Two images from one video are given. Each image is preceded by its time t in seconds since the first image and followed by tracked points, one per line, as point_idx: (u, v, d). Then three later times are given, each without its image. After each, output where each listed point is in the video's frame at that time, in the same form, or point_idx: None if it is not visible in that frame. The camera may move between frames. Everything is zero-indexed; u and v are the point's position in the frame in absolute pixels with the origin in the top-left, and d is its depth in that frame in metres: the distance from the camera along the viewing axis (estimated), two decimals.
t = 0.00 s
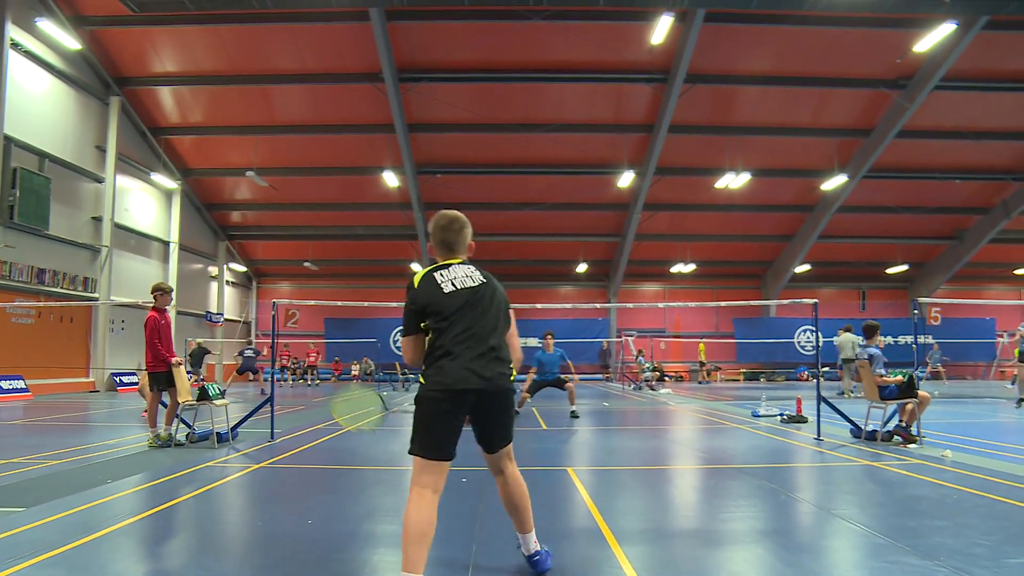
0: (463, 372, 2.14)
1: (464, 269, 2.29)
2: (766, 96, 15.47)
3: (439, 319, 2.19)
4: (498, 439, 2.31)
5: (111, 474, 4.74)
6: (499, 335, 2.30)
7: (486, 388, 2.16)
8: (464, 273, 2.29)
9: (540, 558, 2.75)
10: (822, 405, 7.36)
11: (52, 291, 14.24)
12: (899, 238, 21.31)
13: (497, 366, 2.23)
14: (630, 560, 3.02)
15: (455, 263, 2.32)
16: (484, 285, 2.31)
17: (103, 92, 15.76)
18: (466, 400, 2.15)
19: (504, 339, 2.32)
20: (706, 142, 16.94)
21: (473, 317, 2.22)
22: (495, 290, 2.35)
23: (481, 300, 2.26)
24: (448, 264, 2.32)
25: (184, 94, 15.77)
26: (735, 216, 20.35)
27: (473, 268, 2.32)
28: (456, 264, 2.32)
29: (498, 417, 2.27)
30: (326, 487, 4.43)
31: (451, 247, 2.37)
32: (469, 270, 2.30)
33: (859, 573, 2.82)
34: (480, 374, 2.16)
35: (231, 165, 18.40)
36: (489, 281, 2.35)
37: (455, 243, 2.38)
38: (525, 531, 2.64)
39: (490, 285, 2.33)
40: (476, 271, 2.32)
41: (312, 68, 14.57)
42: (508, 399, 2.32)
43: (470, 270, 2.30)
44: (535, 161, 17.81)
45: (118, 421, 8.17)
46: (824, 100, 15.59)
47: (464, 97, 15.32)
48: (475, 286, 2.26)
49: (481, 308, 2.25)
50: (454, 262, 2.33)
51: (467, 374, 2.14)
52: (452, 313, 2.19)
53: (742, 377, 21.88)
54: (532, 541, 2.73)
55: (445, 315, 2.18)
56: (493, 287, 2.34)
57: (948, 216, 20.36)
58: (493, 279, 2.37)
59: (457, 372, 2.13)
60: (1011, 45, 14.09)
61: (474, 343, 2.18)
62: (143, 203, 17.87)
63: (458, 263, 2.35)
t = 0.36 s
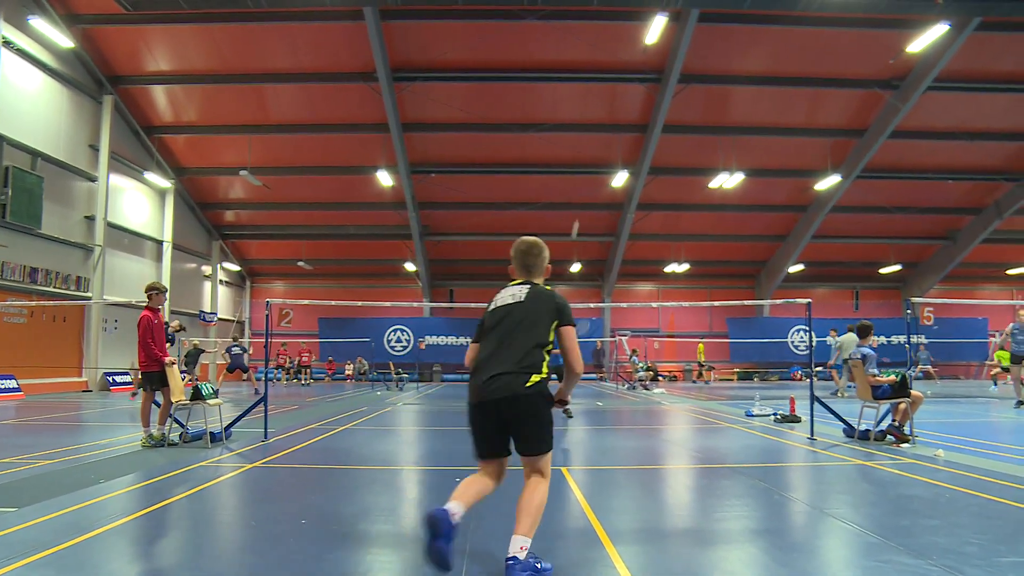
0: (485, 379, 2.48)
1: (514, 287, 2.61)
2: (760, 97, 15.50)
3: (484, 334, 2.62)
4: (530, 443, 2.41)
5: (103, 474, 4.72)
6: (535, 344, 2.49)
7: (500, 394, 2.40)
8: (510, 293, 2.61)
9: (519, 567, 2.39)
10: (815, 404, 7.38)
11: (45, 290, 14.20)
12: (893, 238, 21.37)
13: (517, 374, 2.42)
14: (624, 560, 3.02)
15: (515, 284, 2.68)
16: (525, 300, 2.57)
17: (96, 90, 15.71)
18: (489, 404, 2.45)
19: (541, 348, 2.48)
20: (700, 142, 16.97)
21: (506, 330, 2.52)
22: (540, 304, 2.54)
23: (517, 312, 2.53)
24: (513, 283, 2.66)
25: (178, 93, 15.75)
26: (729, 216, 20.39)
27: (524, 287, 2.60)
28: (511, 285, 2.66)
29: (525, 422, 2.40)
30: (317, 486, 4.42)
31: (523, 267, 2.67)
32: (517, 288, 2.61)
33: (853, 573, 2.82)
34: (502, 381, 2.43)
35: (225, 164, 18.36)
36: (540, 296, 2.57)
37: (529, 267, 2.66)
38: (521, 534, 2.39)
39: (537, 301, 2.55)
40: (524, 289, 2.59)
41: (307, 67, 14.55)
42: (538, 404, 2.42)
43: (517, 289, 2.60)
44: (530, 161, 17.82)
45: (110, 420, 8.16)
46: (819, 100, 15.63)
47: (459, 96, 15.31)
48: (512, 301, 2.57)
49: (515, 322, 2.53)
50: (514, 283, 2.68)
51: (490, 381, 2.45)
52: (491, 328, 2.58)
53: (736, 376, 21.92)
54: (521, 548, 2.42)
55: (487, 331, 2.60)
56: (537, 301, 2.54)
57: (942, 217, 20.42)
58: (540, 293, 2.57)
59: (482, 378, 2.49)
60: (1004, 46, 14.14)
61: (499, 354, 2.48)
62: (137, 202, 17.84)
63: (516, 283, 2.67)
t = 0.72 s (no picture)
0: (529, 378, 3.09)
1: (544, 295, 3.19)
2: (754, 97, 15.53)
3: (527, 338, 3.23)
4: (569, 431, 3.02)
5: (96, 474, 4.71)
6: (562, 346, 3.06)
7: (531, 389, 3.02)
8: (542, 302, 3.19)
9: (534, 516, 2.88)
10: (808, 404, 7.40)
11: (38, 290, 14.13)
12: (886, 239, 21.43)
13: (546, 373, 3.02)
14: (618, 560, 3.01)
15: (546, 287, 3.23)
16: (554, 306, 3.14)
17: (89, 89, 15.66)
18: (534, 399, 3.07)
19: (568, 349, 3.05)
20: (694, 142, 17.00)
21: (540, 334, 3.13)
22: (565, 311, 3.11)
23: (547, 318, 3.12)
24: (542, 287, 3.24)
25: (172, 92, 15.71)
26: (723, 216, 20.43)
27: (552, 293, 3.17)
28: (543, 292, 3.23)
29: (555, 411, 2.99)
30: (310, 486, 4.41)
31: (549, 271, 3.23)
32: (546, 295, 3.19)
33: (846, 573, 2.81)
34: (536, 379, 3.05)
35: (219, 163, 18.31)
36: (565, 300, 3.13)
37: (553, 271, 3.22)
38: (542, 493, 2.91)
39: (562, 306, 3.11)
40: (551, 296, 3.16)
41: (301, 67, 14.53)
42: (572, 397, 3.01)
43: (546, 296, 3.18)
44: (524, 161, 17.84)
45: (102, 420, 8.14)
46: (813, 101, 15.67)
47: (454, 96, 15.31)
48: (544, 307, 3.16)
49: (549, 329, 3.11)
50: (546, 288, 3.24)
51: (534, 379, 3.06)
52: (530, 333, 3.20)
53: (729, 376, 21.96)
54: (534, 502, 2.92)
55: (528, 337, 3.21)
56: (566, 307, 3.11)
57: (935, 217, 20.49)
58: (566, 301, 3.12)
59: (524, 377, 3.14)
60: (997, 47, 14.18)
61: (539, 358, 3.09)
62: (130, 201, 17.79)
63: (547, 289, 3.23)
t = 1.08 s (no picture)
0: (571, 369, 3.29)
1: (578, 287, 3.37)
2: (744, 98, 15.57)
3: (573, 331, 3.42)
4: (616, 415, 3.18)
5: (84, 474, 4.68)
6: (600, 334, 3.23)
7: (579, 377, 3.22)
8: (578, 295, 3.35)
9: (645, 508, 3.45)
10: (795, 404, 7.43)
11: (25, 289, 14.02)
12: (875, 240, 21.56)
13: (591, 361, 3.20)
14: (607, 560, 3.01)
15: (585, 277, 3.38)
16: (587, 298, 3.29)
17: (77, 88, 15.60)
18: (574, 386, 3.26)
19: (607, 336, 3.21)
20: (685, 143, 17.04)
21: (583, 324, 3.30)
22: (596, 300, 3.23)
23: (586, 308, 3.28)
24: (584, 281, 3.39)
25: (161, 91, 15.64)
26: (713, 216, 20.50)
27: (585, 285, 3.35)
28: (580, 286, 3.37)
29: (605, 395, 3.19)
30: (298, 486, 4.40)
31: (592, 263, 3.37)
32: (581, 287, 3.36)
33: (833, 573, 2.82)
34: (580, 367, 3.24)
35: (208, 162, 18.23)
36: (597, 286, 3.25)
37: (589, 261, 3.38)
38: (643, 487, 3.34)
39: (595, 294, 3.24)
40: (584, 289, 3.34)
41: (291, 66, 14.48)
42: (619, 380, 3.19)
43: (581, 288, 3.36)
44: (514, 162, 17.84)
45: (88, 420, 8.12)
46: (803, 102, 15.74)
47: (445, 96, 15.30)
48: (583, 298, 3.33)
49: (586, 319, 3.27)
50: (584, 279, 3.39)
51: (577, 368, 3.25)
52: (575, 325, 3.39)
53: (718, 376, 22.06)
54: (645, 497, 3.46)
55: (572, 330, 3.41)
56: (597, 295, 3.22)
57: (923, 218, 20.62)
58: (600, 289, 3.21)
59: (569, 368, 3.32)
60: (985, 49, 14.26)
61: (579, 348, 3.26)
62: (118, 201, 17.70)
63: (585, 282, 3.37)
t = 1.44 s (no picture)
0: (651, 348, 3.24)
1: (649, 270, 3.28)
2: (739, 99, 15.60)
3: (639, 312, 3.34)
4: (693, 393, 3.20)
5: (77, 474, 4.67)
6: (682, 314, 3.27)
7: (673, 357, 3.19)
8: (647, 276, 3.28)
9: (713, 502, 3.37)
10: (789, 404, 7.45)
11: (18, 289, 13.97)
12: (869, 240, 21.63)
13: (681, 339, 3.23)
14: (601, 560, 3.01)
15: (648, 260, 3.30)
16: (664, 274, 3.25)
17: (70, 87, 15.55)
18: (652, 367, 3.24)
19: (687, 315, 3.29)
20: (680, 143, 17.07)
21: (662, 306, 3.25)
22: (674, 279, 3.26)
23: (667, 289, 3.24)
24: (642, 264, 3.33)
25: (155, 90, 15.60)
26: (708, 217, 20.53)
27: (653, 266, 3.29)
28: (643, 266, 3.32)
29: (692, 373, 3.23)
30: (293, 487, 4.40)
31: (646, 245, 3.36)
32: (653, 270, 3.28)
33: (828, 573, 2.82)
34: (671, 347, 3.21)
35: (202, 162, 18.19)
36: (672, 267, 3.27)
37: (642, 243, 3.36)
38: (706, 482, 3.25)
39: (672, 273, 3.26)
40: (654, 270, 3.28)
41: (286, 66, 14.46)
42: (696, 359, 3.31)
43: (651, 269, 3.28)
44: (509, 161, 17.83)
45: (80, 420, 8.10)
46: (798, 103, 15.77)
47: (440, 96, 15.29)
48: (657, 281, 3.25)
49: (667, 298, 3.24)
50: (644, 262, 3.32)
51: (658, 349, 3.22)
52: (646, 308, 3.28)
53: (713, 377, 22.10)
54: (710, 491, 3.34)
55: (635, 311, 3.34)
56: (677, 273, 3.26)
57: (918, 219, 20.68)
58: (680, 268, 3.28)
59: (653, 349, 3.23)
60: (979, 51, 14.30)
61: (661, 328, 3.21)
62: (112, 201, 17.66)
63: (645, 262, 3.32)
